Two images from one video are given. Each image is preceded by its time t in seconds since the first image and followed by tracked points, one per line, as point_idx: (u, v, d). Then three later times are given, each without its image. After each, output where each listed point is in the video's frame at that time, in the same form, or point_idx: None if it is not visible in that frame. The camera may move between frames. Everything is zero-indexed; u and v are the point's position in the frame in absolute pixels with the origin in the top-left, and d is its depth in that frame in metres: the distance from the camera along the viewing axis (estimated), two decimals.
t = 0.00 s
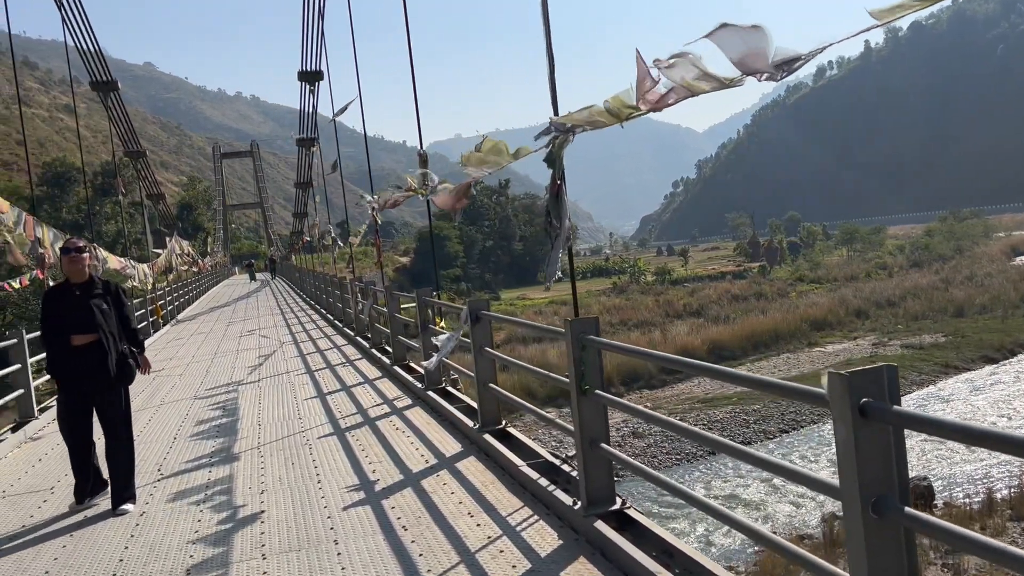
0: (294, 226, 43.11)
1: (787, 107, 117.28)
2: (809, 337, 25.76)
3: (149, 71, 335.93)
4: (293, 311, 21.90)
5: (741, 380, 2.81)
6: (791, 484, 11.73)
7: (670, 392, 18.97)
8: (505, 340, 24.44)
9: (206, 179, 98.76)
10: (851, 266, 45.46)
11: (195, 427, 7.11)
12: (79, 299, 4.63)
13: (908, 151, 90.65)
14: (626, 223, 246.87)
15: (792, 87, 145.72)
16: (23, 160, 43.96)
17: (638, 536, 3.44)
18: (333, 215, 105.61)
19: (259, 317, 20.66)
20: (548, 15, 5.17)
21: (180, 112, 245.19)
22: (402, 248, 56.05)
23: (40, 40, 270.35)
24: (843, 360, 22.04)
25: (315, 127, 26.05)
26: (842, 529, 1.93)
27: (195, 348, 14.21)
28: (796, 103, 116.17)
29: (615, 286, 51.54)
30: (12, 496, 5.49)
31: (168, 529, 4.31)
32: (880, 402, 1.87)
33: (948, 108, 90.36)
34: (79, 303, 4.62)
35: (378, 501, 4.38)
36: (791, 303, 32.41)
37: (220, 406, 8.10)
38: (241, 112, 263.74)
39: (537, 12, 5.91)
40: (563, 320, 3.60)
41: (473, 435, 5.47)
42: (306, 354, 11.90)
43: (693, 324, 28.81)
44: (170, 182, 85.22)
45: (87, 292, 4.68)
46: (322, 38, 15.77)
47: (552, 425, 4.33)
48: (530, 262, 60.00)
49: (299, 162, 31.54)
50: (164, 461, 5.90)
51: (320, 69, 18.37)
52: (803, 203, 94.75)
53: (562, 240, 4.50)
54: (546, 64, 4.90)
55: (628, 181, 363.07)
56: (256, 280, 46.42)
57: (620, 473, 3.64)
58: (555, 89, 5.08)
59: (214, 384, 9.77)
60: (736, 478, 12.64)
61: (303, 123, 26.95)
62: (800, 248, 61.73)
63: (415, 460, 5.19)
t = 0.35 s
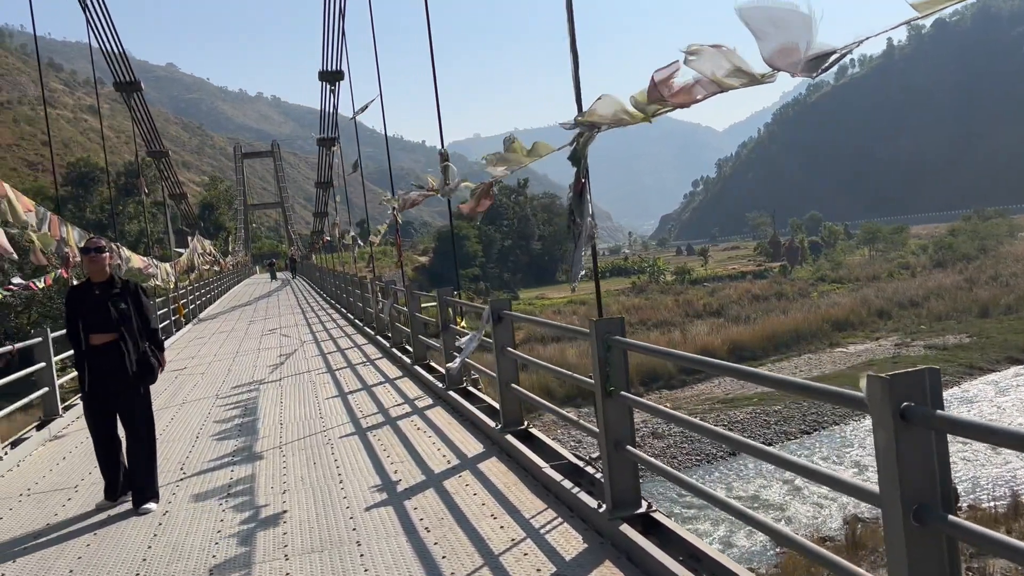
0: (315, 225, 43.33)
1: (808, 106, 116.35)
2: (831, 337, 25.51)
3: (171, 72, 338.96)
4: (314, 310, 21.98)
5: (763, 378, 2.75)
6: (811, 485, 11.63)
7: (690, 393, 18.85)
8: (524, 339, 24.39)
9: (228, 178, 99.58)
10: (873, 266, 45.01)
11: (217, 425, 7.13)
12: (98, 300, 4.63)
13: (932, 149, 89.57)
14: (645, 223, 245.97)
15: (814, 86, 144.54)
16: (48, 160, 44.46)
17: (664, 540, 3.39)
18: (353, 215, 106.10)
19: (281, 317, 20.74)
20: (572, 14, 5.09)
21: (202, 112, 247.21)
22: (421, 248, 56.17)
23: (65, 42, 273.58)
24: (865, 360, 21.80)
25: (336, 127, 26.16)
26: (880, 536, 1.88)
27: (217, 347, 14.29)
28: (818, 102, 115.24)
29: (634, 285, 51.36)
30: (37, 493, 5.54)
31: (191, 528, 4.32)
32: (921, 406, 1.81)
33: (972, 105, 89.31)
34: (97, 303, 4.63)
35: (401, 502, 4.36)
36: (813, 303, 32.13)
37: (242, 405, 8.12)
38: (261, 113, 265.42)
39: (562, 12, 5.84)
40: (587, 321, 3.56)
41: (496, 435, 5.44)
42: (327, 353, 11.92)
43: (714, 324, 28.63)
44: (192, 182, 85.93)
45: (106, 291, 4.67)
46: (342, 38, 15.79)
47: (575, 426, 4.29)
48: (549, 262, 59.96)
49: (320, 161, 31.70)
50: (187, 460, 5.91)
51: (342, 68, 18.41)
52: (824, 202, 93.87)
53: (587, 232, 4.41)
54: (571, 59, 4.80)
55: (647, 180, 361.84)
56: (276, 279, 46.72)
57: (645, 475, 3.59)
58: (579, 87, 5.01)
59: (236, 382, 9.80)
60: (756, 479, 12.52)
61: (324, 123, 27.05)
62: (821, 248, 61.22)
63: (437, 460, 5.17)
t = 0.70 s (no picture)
0: (354, 224, 43.66)
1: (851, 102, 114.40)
2: (874, 338, 25.00)
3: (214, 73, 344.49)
4: (353, 309, 22.11)
5: (811, 384, 2.63)
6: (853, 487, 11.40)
7: (729, 394, 18.58)
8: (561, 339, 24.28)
9: (268, 178, 100.87)
10: (917, 265, 44.11)
11: (258, 425, 7.14)
12: (137, 299, 4.65)
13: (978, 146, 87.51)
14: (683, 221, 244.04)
15: (857, 82, 142.08)
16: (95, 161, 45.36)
17: (715, 550, 3.29)
18: (392, 214, 106.78)
19: (320, 315, 20.89)
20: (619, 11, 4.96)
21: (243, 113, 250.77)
22: (457, 247, 56.31)
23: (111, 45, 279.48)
24: (909, 362, 21.31)
25: (374, 126, 26.27)
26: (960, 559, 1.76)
27: (258, 345, 14.41)
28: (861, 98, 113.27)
29: (672, 284, 50.94)
30: (81, 492, 5.57)
31: (233, 530, 4.30)
32: (1007, 421, 1.69)
33: (1022, 99, 87.08)
34: (136, 303, 4.65)
35: (443, 506, 4.30)
36: (855, 303, 31.56)
37: (282, 404, 8.14)
38: (301, 113, 268.42)
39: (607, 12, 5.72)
40: (635, 324, 3.46)
41: (538, 438, 5.35)
42: (366, 352, 11.95)
43: (753, 324, 28.24)
44: (233, 182, 87.13)
45: (143, 290, 4.69)
46: (382, 38, 15.83)
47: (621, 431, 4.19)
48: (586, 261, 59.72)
49: (359, 160, 31.89)
50: (229, 460, 5.91)
51: (381, 68, 18.47)
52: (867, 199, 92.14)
53: (630, 230, 4.21)
54: (617, 55, 4.69)
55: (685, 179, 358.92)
56: (316, 278, 47.18)
57: (695, 484, 3.47)
58: (626, 84, 4.88)
59: (277, 381, 9.85)
60: (797, 482, 12.26)
61: (362, 122, 27.21)
62: (864, 246, 60.15)
63: (479, 463, 5.09)
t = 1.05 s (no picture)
0: (426, 221, 43.95)
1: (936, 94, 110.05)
2: (961, 339, 23.91)
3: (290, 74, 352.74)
4: (425, 306, 22.25)
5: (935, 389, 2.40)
6: (944, 494, 10.85)
7: (807, 395, 17.95)
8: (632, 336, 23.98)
9: (341, 176, 102.66)
10: (1008, 263, 42.12)
11: (337, 421, 7.12)
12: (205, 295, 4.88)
13: None
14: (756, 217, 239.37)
15: (943, 72, 136.58)
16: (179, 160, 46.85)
17: (825, 570, 3.06)
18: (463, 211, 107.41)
19: (395, 311, 21.06)
20: None
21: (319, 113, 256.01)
22: (528, 243, 56.32)
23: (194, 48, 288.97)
24: (1001, 365, 20.29)
25: (448, 123, 26.33)
26: None
27: (335, 341, 14.56)
28: (947, 90, 108.89)
29: (746, 282, 49.87)
30: (166, 486, 5.62)
31: (314, 531, 4.24)
32: None
33: None
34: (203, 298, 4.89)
35: (528, 511, 4.15)
36: (940, 302, 30.28)
37: (360, 400, 8.13)
38: (375, 113, 272.62)
39: None
40: (738, 325, 3.25)
41: (624, 442, 5.14)
42: (441, 349, 11.90)
43: (832, 323, 27.36)
44: (309, 180, 89.03)
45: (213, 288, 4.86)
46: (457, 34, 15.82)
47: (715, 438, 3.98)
48: (657, 258, 58.89)
49: (432, 158, 32.06)
50: (309, 456, 5.89)
51: (456, 64, 18.47)
52: (953, 194, 88.52)
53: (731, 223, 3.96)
54: (714, 44, 4.47)
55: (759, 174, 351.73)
56: (389, 274, 47.80)
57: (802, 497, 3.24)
58: (722, 69, 4.66)
59: (354, 377, 9.88)
60: (881, 487, 11.72)
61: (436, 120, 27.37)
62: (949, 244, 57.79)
63: (562, 467, 4.93)
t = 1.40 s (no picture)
0: (489, 217, 43.96)
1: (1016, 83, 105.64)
2: None
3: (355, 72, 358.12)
4: (489, 301, 22.20)
5: None
6: None
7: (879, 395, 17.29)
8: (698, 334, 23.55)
9: (404, 172, 103.67)
10: None
11: (407, 417, 7.03)
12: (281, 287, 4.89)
13: None
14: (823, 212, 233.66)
15: None
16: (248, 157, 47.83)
17: None
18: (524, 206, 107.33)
19: (459, 306, 21.07)
20: None
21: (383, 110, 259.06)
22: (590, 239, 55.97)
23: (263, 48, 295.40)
24: None
25: (512, 118, 26.22)
26: None
27: (402, 335, 14.57)
28: None
29: (814, 278, 48.64)
30: (240, 481, 5.59)
31: (391, 532, 4.12)
32: None
33: None
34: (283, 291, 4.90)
35: (612, 517, 3.97)
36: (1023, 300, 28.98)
37: (429, 396, 8.03)
38: (437, 110, 274.58)
39: None
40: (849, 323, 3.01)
41: (709, 445, 4.90)
42: (509, 344, 11.75)
43: (907, 321, 26.44)
44: (373, 177, 90.12)
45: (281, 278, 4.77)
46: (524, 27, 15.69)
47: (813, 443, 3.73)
48: (722, 254, 57.85)
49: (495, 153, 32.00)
50: (381, 453, 5.80)
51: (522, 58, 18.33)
52: None
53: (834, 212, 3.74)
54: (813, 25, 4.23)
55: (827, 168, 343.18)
56: (451, 270, 48.08)
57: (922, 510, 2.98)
58: (825, 56, 4.44)
59: (422, 372, 9.80)
60: (961, 490, 11.14)
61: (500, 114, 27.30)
62: None
63: (645, 470, 4.72)
